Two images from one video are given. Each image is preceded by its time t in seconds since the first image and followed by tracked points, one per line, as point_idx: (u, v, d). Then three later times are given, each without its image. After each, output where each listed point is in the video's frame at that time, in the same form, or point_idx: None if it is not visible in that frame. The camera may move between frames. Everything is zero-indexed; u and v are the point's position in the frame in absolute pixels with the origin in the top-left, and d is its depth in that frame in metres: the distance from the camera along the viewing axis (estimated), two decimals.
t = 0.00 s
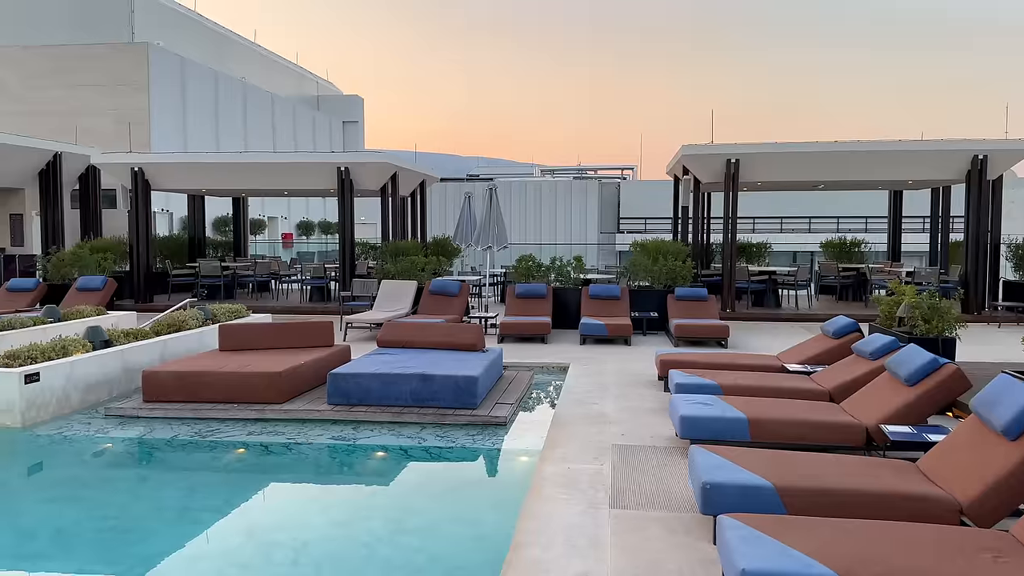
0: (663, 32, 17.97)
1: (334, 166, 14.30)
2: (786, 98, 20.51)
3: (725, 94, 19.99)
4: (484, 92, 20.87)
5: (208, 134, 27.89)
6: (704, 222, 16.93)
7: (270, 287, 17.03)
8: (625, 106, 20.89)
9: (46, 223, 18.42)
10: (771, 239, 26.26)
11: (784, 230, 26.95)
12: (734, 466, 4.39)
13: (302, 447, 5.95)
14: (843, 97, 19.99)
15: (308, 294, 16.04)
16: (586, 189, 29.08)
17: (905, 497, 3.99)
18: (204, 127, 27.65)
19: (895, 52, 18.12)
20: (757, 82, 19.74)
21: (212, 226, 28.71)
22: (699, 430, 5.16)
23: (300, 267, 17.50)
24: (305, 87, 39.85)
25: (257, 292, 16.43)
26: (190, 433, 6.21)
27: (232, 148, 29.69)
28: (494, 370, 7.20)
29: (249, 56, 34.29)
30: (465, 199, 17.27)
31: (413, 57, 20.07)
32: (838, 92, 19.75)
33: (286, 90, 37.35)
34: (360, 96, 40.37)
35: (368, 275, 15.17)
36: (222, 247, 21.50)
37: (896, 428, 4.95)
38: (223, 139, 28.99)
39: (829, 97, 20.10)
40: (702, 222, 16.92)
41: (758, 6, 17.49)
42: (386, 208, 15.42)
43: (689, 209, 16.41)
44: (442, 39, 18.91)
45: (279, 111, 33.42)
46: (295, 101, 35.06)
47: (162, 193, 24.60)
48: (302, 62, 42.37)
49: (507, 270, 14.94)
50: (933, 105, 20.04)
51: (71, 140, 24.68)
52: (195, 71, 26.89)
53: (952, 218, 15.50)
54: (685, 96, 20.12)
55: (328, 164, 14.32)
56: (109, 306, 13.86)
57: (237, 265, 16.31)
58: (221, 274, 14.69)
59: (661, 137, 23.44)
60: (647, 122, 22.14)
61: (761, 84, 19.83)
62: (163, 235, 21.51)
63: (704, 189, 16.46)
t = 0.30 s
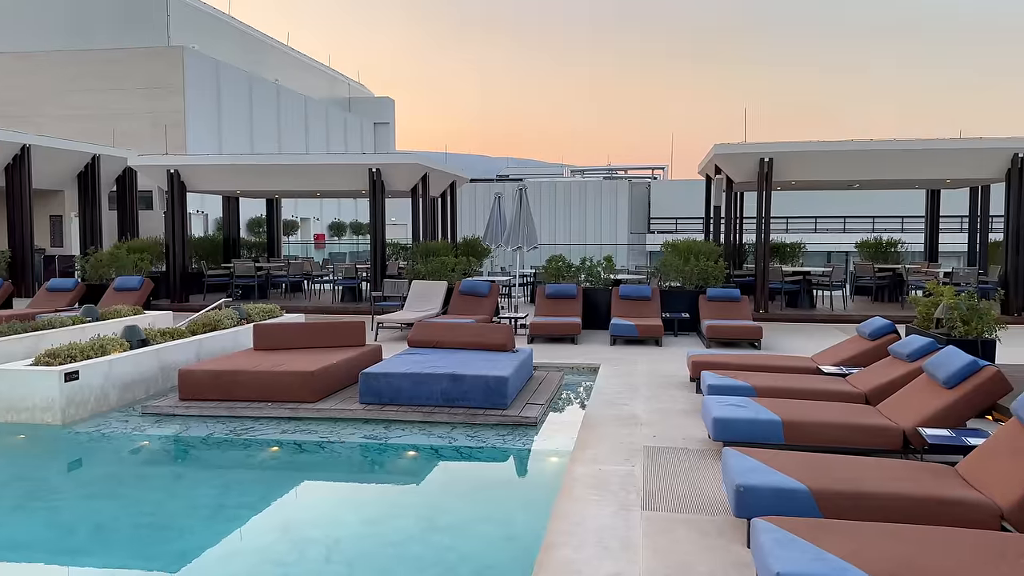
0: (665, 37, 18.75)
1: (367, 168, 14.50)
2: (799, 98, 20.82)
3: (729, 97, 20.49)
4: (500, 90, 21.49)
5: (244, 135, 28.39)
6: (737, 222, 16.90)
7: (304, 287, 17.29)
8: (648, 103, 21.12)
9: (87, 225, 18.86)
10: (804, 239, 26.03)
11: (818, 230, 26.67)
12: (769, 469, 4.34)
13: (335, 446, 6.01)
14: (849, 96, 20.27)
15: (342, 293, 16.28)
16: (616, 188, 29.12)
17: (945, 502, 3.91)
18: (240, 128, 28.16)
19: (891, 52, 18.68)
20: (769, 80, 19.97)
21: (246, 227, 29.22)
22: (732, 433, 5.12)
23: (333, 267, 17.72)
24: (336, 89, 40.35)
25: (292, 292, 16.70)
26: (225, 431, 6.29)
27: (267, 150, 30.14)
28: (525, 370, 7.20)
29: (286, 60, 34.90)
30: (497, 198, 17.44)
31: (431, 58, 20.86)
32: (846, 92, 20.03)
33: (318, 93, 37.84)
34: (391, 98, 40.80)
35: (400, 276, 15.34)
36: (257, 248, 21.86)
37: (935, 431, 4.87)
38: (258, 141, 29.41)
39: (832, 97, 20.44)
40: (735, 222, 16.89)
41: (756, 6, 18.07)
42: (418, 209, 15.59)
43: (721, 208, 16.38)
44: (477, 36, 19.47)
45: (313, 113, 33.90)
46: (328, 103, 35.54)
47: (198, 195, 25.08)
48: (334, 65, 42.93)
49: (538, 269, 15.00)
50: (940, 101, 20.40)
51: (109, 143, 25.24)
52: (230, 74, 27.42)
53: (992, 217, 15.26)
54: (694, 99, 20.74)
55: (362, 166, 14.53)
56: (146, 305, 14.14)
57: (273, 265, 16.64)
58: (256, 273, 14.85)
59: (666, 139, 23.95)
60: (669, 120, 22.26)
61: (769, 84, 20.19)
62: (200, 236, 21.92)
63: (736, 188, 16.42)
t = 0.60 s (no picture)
0: (660, 36, 18.64)
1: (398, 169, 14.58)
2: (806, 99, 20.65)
3: (730, 94, 20.31)
4: (508, 89, 21.61)
5: (278, 137, 28.72)
6: (772, 222, 16.69)
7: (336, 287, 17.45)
8: (669, 101, 21.03)
9: (126, 227, 19.25)
10: (841, 239, 25.57)
11: (855, 230, 26.22)
12: (805, 471, 4.29)
13: (367, 445, 6.06)
14: (849, 96, 20.01)
15: (373, 293, 16.39)
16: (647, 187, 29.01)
17: (987, 506, 3.83)
18: (274, 128, 28.46)
19: (892, 51, 18.36)
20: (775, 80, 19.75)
21: (280, 228, 29.62)
22: (767, 434, 5.07)
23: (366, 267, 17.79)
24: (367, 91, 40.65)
25: (325, 292, 16.86)
26: (260, 430, 6.38)
27: (301, 152, 30.38)
28: (556, 371, 7.19)
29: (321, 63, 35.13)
30: (529, 198, 17.41)
31: (450, 58, 21.10)
32: (854, 93, 19.91)
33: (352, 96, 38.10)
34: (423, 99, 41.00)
35: (431, 277, 15.36)
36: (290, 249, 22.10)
37: (976, 434, 4.78)
38: (291, 142, 29.64)
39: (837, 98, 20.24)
40: (770, 222, 16.69)
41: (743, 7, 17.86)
42: (449, 209, 15.62)
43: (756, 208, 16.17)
44: (498, 38, 19.56)
45: (346, 115, 34.17)
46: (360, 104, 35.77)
47: (234, 196, 25.46)
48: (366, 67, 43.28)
49: (569, 270, 14.97)
50: (951, 100, 20.10)
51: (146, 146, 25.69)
52: (264, 77, 27.76)
53: None
54: (696, 99, 20.69)
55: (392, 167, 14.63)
56: (183, 305, 14.37)
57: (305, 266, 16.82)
58: (290, 274, 15.05)
59: (656, 137, 24.05)
60: (683, 119, 22.18)
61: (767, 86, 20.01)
62: (235, 236, 22.22)
63: (771, 188, 16.20)
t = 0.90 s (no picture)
0: (644, 35, 18.86)
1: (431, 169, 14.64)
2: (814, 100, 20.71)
3: (734, 93, 20.38)
4: (520, 91, 22.07)
5: (313, 139, 29.00)
6: (809, 221, 16.50)
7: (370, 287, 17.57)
8: (692, 100, 21.00)
9: (166, 227, 19.61)
10: (880, 238, 25.14)
11: (893, 229, 25.77)
12: (844, 473, 4.22)
13: (402, 443, 6.10)
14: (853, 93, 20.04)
15: (407, 293, 16.54)
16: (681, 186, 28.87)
17: None
18: (309, 130, 28.77)
19: (892, 51, 18.41)
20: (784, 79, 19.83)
21: (315, 229, 30.06)
22: (805, 437, 5.00)
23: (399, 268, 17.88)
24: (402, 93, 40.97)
25: (359, 292, 17.04)
26: (297, 428, 6.46)
27: (336, 153, 30.63)
28: (589, 371, 7.18)
29: (355, 65, 35.19)
30: (562, 198, 17.41)
31: (473, 63, 21.29)
32: (853, 94, 20.11)
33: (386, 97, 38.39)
34: (457, 100, 41.20)
35: (465, 276, 15.41)
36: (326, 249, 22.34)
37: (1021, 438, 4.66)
38: (326, 143, 29.84)
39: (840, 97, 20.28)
40: (807, 221, 16.49)
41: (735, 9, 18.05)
42: (482, 210, 15.64)
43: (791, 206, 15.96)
44: (509, 38, 19.84)
45: (379, 117, 34.40)
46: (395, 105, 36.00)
47: (270, 198, 25.84)
48: (398, 69, 43.61)
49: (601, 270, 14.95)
50: (958, 98, 20.06)
51: (185, 147, 26.06)
52: (300, 80, 28.15)
53: None
54: (699, 101, 21.11)
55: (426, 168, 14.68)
56: (221, 305, 14.60)
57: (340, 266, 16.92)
58: (325, 273, 15.21)
59: (651, 139, 24.78)
60: (699, 119, 22.30)
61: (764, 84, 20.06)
62: (272, 237, 22.57)
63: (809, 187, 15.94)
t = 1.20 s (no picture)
0: (645, 31, 19.04)
1: (464, 169, 14.65)
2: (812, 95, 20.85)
3: (736, 88, 20.52)
4: (522, 88, 22.51)
5: (348, 140, 29.25)
6: (848, 219, 16.31)
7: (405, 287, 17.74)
8: (705, 96, 21.06)
9: (205, 228, 19.96)
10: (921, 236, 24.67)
11: (935, 228, 25.28)
12: (885, 475, 4.14)
13: (436, 443, 6.14)
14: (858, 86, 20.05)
15: (441, 293, 16.70)
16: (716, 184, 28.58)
17: None
18: (344, 132, 29.04)
19: (891, 47, 18.85)
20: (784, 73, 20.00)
21: (350, 229, 30.48)
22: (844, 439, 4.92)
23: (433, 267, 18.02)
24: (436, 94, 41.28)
25: (394, 291, 17.24)
26: (333, 426, 6.53)
27: (371, 153, 30.84)
28: (623, 372, 7.15)
29: (387, 66, 35.24)
30: (595, 198, 17.41)
31: (490, 58, 21.55)
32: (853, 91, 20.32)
33: (420, 99, 38.58)
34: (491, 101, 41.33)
35: (499, 276, 15.47)
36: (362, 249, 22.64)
37: None
38: (361, 144, 30.08)
39: (844, 90, 20.25)
40: (846, 220, 16.29)
41: (734, 5, 18.20)
42: (515, 210, 15.64)
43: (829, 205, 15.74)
44: (520, 36, 20.26)
45: (414, 117, 34.54)
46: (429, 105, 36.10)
47: (306, 199, 26.22)
48: (432, 71, 43.90)
49: (634, 269, 14.94)
50: (971, 92, 19.97)
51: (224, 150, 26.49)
52: (336, 81, 28.46)
53: None
54: (698, 98, 21.26)
55: (460, 167, 14.65)
56: (259, 305, 14.79)
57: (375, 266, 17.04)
58: (360, 273, 15.32)
59: (713, 135, 24.03)
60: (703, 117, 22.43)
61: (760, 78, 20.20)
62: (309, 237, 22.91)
63: (848, 185, 15.69)
